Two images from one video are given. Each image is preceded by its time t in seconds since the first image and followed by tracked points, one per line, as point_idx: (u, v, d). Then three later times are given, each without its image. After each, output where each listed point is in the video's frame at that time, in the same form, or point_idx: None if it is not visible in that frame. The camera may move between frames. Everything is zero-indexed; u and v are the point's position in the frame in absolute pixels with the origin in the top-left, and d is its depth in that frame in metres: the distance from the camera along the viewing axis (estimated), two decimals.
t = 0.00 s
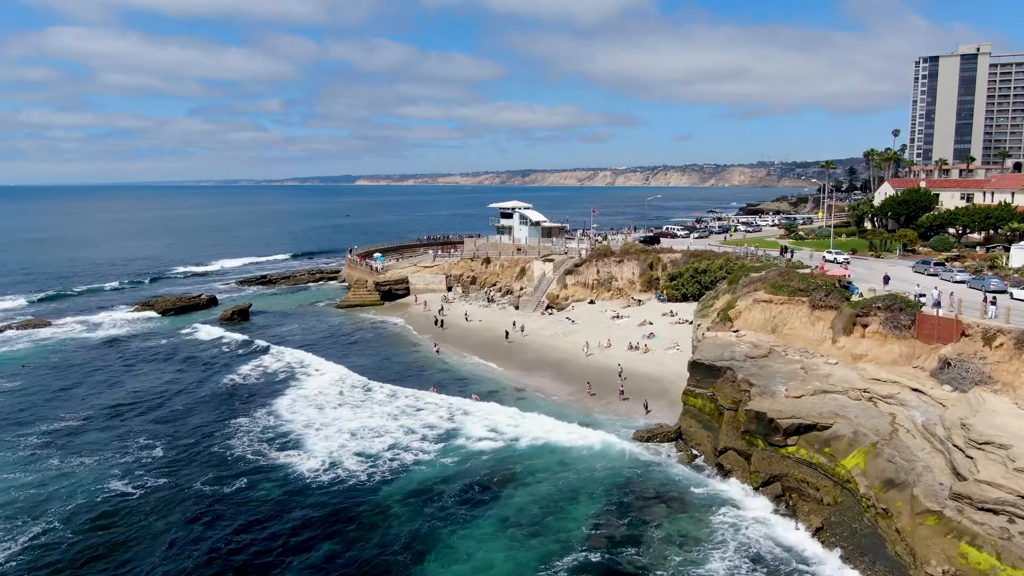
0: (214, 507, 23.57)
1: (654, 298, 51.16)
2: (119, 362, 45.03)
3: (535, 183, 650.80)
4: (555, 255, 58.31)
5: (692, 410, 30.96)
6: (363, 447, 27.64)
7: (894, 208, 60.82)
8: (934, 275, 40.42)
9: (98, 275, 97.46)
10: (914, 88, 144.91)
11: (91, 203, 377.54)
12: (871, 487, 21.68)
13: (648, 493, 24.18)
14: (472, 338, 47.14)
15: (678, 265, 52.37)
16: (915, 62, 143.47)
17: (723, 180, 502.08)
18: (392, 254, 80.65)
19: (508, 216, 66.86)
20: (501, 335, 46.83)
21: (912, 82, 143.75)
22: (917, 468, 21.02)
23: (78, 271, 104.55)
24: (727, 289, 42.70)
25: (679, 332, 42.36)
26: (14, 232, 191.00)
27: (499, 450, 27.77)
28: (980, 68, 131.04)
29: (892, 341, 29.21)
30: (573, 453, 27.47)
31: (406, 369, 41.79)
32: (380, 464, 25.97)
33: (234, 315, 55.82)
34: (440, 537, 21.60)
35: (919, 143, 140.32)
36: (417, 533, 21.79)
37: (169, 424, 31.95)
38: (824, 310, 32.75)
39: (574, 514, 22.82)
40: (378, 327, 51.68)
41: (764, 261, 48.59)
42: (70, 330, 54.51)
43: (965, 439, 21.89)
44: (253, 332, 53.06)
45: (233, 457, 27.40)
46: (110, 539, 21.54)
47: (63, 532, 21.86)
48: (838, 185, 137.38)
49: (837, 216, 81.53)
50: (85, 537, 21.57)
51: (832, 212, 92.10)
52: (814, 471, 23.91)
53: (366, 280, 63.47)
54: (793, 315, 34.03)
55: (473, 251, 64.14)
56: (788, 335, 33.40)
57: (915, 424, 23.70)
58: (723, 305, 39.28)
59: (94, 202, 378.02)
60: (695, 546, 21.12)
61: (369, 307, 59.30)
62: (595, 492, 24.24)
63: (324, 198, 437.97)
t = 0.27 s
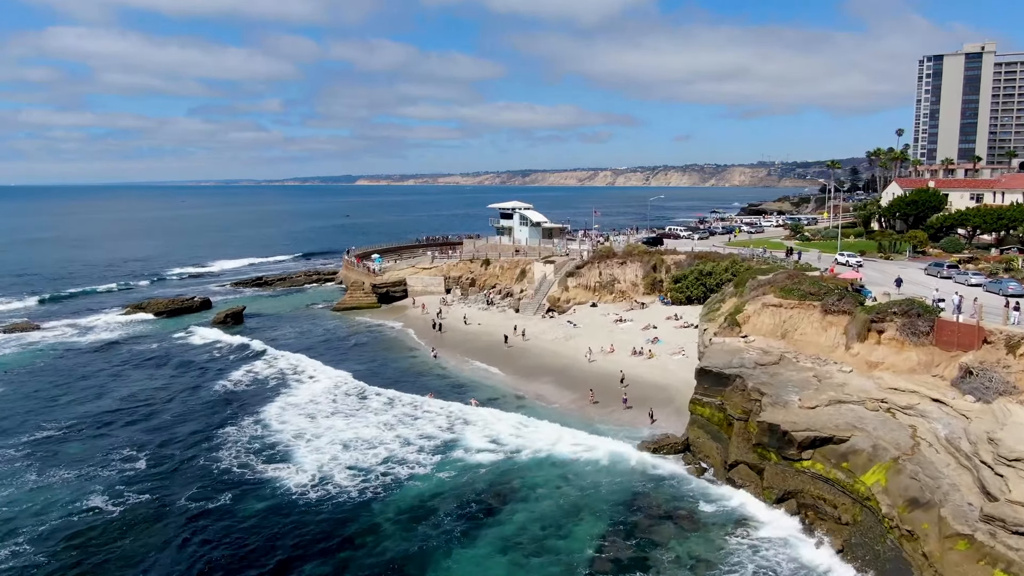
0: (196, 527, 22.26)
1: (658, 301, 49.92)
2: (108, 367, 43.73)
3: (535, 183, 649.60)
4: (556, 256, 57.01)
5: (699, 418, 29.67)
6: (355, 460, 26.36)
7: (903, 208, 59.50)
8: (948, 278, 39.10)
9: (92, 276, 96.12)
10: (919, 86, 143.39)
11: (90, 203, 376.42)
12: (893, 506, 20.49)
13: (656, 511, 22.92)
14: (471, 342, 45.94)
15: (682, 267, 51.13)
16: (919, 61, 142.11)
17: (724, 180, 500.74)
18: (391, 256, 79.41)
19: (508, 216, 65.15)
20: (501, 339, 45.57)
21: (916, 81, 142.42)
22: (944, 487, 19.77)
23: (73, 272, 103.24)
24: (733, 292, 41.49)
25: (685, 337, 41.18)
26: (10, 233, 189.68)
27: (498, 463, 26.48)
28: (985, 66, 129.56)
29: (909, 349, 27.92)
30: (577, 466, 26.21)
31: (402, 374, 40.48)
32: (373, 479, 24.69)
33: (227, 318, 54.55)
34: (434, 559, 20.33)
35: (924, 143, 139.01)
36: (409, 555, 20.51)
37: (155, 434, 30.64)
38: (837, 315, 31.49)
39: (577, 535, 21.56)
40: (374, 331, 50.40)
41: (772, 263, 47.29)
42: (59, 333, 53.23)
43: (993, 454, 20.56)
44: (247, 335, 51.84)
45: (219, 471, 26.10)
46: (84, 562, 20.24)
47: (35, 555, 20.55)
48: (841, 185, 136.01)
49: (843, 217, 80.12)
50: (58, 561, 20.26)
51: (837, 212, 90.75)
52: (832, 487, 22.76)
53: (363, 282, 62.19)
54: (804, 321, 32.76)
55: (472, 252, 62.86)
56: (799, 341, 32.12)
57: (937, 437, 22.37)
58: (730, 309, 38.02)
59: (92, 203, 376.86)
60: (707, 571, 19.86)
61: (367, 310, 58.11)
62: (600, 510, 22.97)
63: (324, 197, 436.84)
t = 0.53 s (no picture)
0: (179, 546, 21.12)
1: (661, 304, 48.81)
2: (97, 371, 42.58)
3: (535, 183, 649.01)
4: (557, 257, 55.89)
5: (707, 428, 28.64)
6: (347, 473, 25.23)
7: (910, 209, 58.40)
8: (961, 280, 37.97)
9: (87, 276, 95.02)
10: (922, 86, 142.28)
11: (89, 203, 375.63)
12: (916, 523, 19.40)
13: (665, 529, 21.83)
14: (470, 345, 44.81)
15: (686, 269, 50.02)
16: (923, 60, 141.03)
17: (725, 180, 499.91)
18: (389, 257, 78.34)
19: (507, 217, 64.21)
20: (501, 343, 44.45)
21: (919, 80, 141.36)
22: (969, 505, 18.63)
23: (69, 272, 102.15)
24: (739, 295, 40.38)
25: (690, 341, 40.06)
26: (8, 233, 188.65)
27: (497, 476, 25.33)
28: (989, 65, 128.48)
29: (926, 355, 26.78)
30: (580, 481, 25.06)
31: (398, 379, 39.33)
32: (366, 494, 23.56)
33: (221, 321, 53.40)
34: None
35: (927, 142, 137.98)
36: None
37: (141, 442, 29.48)
38: (850, 320, 30.41)
39: (580, 556, 20.43)
40: (371, 334, 49.25)
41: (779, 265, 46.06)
42: (50, 336, 52.10)
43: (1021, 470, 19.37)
44: (241, 338, 50.73)
45: (205, 484, 24.95)
46: None
47: None
48: (844, 185, 134.98)
49: (849, 217, 78.98)
50: None
51: (840, 213, 89.68)
52: (849, 503, 21.65)
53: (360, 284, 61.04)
54: (815, 326, 31.67)
55: (472, 254, 61.73)
56: (809, 347, 31.01)
57: (960, 451, 21.17)
58: (737, 313, 36.87)
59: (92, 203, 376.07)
60: None
61: (363, 312, 56.99)
62: (605, 529, 21.84)
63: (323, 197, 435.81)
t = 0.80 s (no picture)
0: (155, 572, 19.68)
1: (666, 308, 47.35)
2: (82, 377, 41.13)
3: (535, 183, 647.86)
4: (558, 259, 54.42)
5: (717, 441, 27.31)
6: (337, 490, 23.82)
7: (921, 210, 56.93)
8: (978, 284, 36.51)
9: (82, 276, 93.65)
10: (927, 85, 140.78)
11: (88, 203, 374.79)
12: (950, 552, 18.13)
13: (675, 557, 20.53)
14: (469, 351, 43.37)
15: (691, 272, 48.58)
16: (927, 59, 139.57)
17: (725, 180, 498.43)
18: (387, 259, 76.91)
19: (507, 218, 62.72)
20: (500, 348, 43.02)
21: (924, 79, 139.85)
22: (1011, 534, 17.48)
23: (63, 272, 100.79)
24: (748, 300, 38.95)
25: (696, 347, 38.58)
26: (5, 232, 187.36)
27: (496, 494, 23.91)
28: (995, 63, 126.99)
29: (949, 365, 25.24)
30: (585, 500, 23.63)
31: (393, 387, 37.91)
32: (356, 515, 22.14)
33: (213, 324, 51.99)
34: None
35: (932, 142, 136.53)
36: None
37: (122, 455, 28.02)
38: (866, 327, 28.97)
39: None
40: (366, 339, 47.84)
41: (789, 268, 44.48)
42: (37, 340, 50.67)
43: None
44: (233, 342, 49.30)
45: (186, 502, 23.52)
46: None
47: None
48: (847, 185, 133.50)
49: (856, 218, 77.46)
50: None
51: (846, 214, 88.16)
52: (874, 526, 20.35)
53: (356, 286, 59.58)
54: (829, 332, 30.22)
55: (471, 255, 60.24)
56: (823, 355, 29.57)
57: (992, 470, 19.73)
58: (746, 318, 35.41)
59: (91, 203, 375.17)
60: None
61: (359, 315, 55.50)
62: (611, 556, 20.48)
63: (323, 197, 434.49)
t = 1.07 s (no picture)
0: None
1: (670, 311, 46.24)
2: (70, 382, 39.99)
3: (535, 183, 646.71)
4: (560, 261, 53.30)
5: (726, 452, 26.24)
6: (327, 506, 22.70)
7: (929, 210, 55.79)
8: (993, 287, 35.40)
9: (75, 276, 92.41)
10: (930, 84, 139.62)
11: (87, 203, 373.65)
12: None
13: None
14: (468, 355, 42.28)
15: (695, 274, 47.48)
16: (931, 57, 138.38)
17: (726, 180, 497.50)
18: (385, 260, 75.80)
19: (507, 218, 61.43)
20: (500, 352, 41.90)
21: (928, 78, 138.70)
22: None
23: (57, 272, 99.54)
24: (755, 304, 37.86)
25: (702, 352, 37.45)
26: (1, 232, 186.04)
27: (496, 510, 22.82)
28: (999, 62, 125.83)
29: (969, 374, 24.17)
30: (588, 516, 22.56)
31: (390, 393, 36.79)
32: (346, 533, 21.03)
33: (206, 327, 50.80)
34: None
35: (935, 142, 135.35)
36: None
37: (104, 466, 26.85)
38: (880, 333, 27.87)
39: None
40: (363, 342, 46.73)
41: (796, 270, 43.38)
42: (26, 344, 49.50)
43: None
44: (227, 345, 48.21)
45: (169, 518, 22.39)
46: None
47: None
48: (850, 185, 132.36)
49: (862, 218, 76.26)
50: None
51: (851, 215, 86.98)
52: (896, 547, 19.24)
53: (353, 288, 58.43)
54: (841, 338, 29.12)
55: (470, 257, 59.13)
56: (835, 362, 28.46)
57: (1021, 487, 18.70)
58: (754, 323, 34.29)
59: (90, 202, 374.00)
60: None
61: (356, 318, 54.34)
62: None
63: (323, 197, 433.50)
